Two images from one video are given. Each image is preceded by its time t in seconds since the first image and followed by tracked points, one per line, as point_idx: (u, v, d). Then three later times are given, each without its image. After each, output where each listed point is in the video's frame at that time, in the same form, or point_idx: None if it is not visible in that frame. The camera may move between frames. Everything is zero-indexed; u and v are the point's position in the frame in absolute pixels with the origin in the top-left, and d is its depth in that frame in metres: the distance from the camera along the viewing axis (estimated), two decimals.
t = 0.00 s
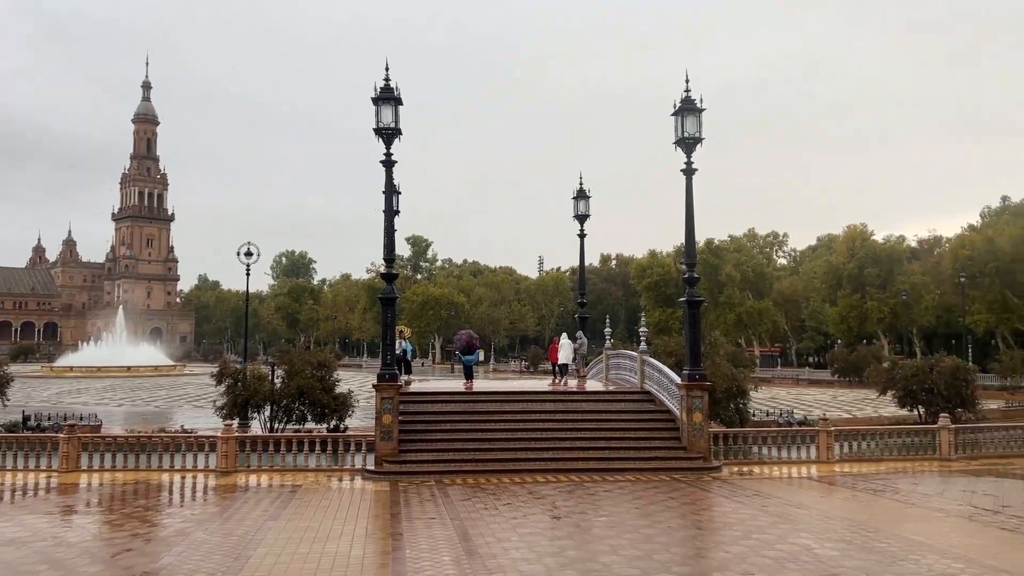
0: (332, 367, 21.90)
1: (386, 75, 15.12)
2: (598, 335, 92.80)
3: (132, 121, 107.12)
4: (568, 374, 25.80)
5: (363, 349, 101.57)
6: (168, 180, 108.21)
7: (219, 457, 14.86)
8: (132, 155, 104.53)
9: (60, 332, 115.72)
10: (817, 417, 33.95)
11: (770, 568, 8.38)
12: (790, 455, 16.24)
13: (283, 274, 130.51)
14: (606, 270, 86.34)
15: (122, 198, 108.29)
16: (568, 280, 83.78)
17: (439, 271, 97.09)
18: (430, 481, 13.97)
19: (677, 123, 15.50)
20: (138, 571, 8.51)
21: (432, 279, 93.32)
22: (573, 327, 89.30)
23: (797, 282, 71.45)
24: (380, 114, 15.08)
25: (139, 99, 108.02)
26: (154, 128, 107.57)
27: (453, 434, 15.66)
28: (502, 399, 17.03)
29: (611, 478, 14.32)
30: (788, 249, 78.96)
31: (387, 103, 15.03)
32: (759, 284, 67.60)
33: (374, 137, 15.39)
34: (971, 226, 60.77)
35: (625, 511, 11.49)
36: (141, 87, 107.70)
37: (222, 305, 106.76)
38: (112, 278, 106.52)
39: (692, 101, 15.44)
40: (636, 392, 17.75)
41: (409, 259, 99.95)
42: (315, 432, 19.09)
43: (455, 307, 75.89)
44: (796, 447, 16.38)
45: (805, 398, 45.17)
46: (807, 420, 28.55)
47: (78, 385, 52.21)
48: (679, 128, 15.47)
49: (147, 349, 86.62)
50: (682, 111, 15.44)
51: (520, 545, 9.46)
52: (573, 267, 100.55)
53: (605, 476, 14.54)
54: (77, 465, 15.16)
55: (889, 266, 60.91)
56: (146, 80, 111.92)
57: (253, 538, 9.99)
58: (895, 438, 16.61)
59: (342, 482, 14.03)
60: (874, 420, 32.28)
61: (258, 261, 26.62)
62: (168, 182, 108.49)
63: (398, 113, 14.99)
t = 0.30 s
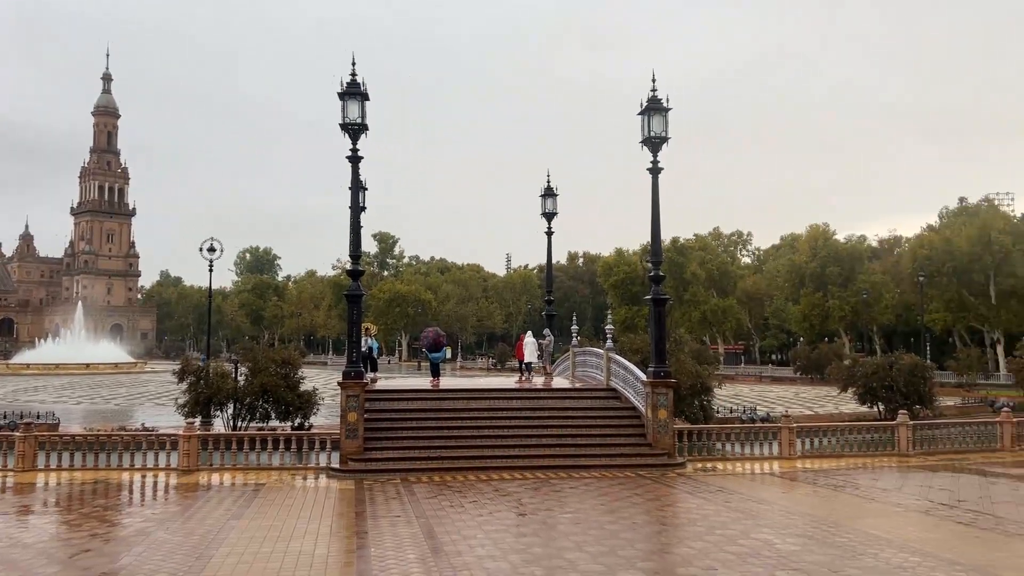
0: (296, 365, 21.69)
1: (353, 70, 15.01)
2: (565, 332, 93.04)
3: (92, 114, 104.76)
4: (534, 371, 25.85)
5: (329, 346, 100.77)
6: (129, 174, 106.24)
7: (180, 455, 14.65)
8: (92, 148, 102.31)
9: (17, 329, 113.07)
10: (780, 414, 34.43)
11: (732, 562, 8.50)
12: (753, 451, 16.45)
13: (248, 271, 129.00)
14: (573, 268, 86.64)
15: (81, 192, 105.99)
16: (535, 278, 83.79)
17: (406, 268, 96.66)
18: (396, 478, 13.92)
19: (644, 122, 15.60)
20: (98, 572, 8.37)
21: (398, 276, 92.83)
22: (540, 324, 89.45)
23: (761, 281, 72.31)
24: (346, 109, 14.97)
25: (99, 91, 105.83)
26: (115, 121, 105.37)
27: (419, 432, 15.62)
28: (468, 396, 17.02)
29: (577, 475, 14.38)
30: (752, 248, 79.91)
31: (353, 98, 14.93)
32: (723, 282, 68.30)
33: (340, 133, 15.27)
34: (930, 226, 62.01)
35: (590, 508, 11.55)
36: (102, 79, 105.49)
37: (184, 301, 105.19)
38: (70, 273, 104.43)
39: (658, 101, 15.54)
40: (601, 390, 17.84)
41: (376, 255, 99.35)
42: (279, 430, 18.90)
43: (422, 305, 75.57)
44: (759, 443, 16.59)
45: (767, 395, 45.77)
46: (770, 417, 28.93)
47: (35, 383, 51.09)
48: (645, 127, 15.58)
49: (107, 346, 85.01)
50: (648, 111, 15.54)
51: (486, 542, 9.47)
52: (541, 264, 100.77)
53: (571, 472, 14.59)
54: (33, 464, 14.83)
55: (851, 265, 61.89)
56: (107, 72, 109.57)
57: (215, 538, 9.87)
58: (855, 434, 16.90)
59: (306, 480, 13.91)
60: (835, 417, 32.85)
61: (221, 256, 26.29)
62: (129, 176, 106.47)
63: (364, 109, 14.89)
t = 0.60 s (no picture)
0: (261, 363, 21.43)
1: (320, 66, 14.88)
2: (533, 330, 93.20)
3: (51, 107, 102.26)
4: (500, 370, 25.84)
5: (295, 344, 99.87)
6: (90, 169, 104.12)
7: (141, 454, 14.42)
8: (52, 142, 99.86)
9: None
10: (745, 411, 34.75)
11: (697, 559, 8.56)
12: (718, 448, 16.61)
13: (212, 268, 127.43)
14: (542, 266, 86.84)
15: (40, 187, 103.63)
16: (503, 276, 83.70)
17: (373, 266, 96.14)
18: (362, 477, 13.84)
19: (612, 122, 15.66)
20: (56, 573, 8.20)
21: (365, 274, 92.31)
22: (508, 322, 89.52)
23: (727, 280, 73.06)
24: (314, 105, 14.82)
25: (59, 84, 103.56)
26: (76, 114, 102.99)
27: (386, 430, 15.54)
28: (436, 394, 16.98)
29: (544, 473, 14.40)
30: (718, 247, 80.73)
31: (320, 94, 14.80)
32: (690, 281, 68.81)
33: (306, 128, 15.12)
34: (891, 226, 63.16)
35: (558, 505, 11.57)
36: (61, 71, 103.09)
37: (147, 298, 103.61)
38: (29, 269, 102.24)
39: (627, 101, 15.61)
40: (569, 388, 17.90)
41: (343, 253, 98.70)
42: (243, 429, 18.68)
43: (390, 303, 75.24)
44: (724, 440, 16.76)
45: (732, 392, 46.27)
46: (735, 414, 29.22)
47: None
48: (613, 127, 15.64)
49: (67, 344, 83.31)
50: (617, 110, 15.61)
51: (453, 540, 9.45)
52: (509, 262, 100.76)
53: (539, 470, 14.60)
54: None
55: (814, 264, 62.79)
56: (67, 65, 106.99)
57: (178, 537, 9.73)
58: (818, 431, 17.14)
59: (271, 480, 13.76)
60: (798, 414, 33.29)
61: (185, 253, 25.90)
62: (90, 171, 104.37)
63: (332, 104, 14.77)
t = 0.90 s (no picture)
0: (228, 361, 21.17)
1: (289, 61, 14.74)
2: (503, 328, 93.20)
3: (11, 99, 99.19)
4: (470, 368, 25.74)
5: (262, 342, 98.91)
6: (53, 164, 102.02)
7: (104, 455, 14.19)
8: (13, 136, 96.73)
9: None
10: (712, 409, 35.07)
11: (664, 556, 8.62)
12: (685, 446, 16.75)
13: (178, 265, 125.83)
14: (512, 265, 86.92)
15: None
16: (474, 274, 83.52)
17: (342, 264, 95.51)
18: (330, 476, 13.74)
19: (582, 121, 15.71)
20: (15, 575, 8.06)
21: (335, 271, 91.64)
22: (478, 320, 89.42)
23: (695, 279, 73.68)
24: (282, 101, 14.69)
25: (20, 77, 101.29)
26: (37, 107, 99.77)
27: (354, 429, 15.44)
28: (405, 393, 16.91)
29: (513, 471, 14.40)
30: (687, 246, 81.40)
31: (289, 90, 14.67)
32: (658, 280, 69.17)
33: (274, 124, 14.97)
34: (856, 227, 64.10)
35: (527, 503, 11.59)
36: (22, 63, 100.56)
37: (111, 295, 101.99)
38: None
39: (597, 100, 15.67)
40: (538, 386, 17.93)
41: (312, 250, 97.88)
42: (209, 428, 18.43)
43: (359, 301, 74.81)
44: (691, 438, 16.90)
45: (700, 391, 46.70)
46: (703, 412, 29.47)
47: None
48: (584, 126, 15.69)
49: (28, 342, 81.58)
50: (587, 109, 15.67)
51: (422, 539, 9.42)
52: (480, 260, 100.71)
53: (508, 469, 14.61)
54: None
55: (782, 264, 63.47)
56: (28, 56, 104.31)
57: (143, 538, 9.60)
58: (784, 428, 17.34)
59: (237, 480, 13.61)
60: (765, 412, 33.67)
61: (150, 250, 25.53)
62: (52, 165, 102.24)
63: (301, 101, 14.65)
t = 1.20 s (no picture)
0: (194, 360, 20.91)
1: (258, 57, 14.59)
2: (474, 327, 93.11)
3: None
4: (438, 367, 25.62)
5: (230, 341, 97.79)
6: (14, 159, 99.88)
7: (67, 455, 13.94)
8: None
9: None
10: (681, 407, 35.28)
11: (633, 554, 8.66)
12: (654, 444, 16.85)
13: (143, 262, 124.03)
14: (483, 263, 86.87)
15: None
16: (445, 273, 83.25)
17: (312, 262, 94.80)
18: (298, 476, 13.63)
19: (553, 121, 15.74)
20: None
21: (303, 270, 90.94)
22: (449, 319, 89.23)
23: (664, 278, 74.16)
24: (251, 97, 14.53)
25: None
26: None
27: (322, 429, 15.33)
28: (374, 393, 16.82)
29: (483, 471, 14.38)
30: (657, 246, 81.98)
31: (257, 86, 14.52)
32: (628, 279, 69.45)
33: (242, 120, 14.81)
34: (823, 227, 64.99)
35: (496, 502, 11.59)
36: None
37: (74, 293, 100.16)
38: None
39: (568, 100, 15.71)
40: (509, 385, 17.94)
41: (281, 248, 97.00)
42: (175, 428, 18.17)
43: (328, 299, 74.30)
44: (660, 436, 17.02)
45: (670, 389, 47.02)
46: (671, 411, 29.67)
47: None
48: (555, 125, 15.71)
49: None
50: (559, 109, 15.70)
51: (391, 539, 9.38)
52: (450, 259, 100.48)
53: (477, 468, 14.59)
54: None
55: (749, 263, 64.09)
56: None
57: (106, 540, 9.45)
58: (751, 427, 17.52)
59: (203, 480, 13.45)
60: (733, 410, 33.97)
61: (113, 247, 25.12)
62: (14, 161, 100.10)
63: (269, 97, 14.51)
